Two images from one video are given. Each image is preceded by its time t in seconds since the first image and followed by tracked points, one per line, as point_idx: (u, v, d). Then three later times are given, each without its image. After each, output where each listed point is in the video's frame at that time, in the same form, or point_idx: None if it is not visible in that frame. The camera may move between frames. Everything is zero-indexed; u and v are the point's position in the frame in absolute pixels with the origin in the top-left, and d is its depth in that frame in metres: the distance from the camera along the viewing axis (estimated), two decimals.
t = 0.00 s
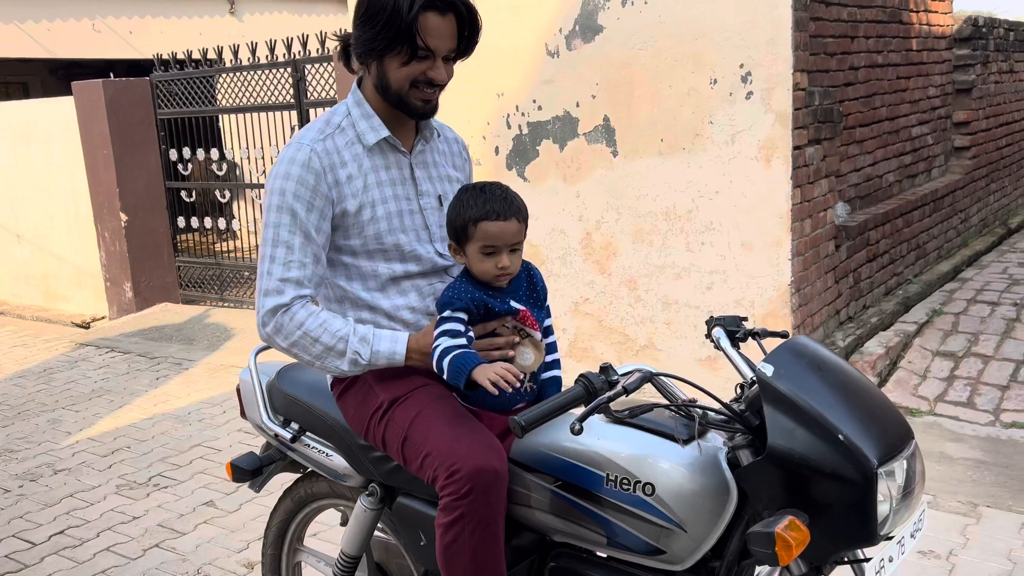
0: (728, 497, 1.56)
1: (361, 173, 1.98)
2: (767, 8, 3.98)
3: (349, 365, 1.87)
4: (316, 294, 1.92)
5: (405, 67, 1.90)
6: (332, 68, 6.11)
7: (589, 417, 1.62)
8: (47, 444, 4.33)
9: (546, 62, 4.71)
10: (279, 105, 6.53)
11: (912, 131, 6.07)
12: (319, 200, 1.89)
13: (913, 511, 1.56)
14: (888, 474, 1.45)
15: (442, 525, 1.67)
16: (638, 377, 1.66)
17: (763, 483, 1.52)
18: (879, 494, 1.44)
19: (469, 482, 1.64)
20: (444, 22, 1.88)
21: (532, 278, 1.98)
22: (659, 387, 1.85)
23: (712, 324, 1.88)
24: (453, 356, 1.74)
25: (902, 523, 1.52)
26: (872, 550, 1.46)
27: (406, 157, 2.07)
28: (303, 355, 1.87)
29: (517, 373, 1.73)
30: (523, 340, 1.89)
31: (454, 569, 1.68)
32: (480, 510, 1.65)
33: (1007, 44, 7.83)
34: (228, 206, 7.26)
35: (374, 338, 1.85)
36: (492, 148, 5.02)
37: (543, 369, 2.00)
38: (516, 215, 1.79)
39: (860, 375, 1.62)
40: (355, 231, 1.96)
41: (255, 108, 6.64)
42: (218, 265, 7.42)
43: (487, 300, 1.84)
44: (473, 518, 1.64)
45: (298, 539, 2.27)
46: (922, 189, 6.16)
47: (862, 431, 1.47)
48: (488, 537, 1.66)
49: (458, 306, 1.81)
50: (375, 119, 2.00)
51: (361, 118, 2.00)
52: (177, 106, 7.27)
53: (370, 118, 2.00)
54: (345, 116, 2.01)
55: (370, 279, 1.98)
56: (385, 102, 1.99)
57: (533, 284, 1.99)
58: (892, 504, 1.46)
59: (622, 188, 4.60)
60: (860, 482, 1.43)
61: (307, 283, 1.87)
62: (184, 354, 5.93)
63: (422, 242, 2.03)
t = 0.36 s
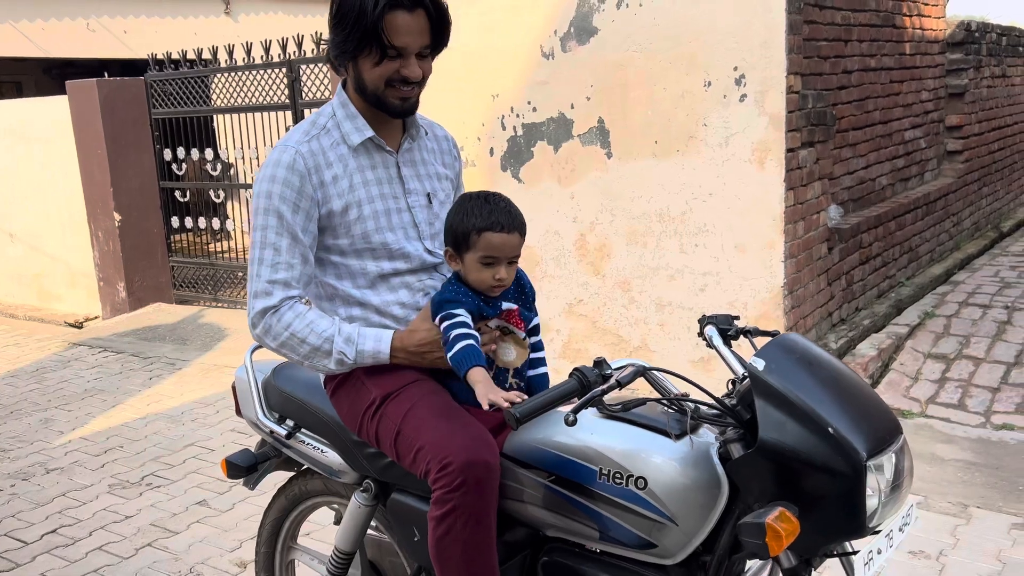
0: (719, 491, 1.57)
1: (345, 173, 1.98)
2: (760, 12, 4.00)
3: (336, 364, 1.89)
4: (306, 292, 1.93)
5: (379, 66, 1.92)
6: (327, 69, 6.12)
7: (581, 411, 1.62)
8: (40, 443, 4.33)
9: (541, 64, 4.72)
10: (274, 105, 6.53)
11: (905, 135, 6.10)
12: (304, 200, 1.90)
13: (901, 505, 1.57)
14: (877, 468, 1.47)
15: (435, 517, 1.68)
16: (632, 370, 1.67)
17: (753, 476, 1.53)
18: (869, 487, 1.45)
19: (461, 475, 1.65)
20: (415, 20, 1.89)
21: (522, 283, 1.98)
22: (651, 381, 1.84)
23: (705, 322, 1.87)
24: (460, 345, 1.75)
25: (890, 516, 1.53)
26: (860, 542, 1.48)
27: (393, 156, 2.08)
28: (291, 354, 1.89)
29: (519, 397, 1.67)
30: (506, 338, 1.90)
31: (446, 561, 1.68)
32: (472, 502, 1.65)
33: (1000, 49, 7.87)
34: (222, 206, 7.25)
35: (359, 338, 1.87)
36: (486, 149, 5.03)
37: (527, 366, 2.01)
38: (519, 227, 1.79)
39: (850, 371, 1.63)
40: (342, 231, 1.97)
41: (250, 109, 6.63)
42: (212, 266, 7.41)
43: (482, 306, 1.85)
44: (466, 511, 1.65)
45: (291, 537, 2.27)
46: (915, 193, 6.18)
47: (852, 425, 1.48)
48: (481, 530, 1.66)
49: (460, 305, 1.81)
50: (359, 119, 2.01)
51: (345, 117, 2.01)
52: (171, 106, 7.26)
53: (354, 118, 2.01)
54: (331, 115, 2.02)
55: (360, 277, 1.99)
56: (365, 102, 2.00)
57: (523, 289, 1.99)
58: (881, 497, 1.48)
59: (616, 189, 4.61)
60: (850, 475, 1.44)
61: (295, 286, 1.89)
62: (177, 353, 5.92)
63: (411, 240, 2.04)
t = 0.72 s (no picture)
0: (707, 495, 1.58)
1: (348, 177, 1.99)
2: (753, 21, 4.02)
3: (339, 372, 1.91)
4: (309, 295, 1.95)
5: (377, 73, 1.93)
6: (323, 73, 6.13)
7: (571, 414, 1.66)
8: (31, 446, 4.32)
9: (536, 70, 4.74)
10: (269, 109, 6.54)
11: (897, 143, 6.14)
12: (307, 204, 1.91)
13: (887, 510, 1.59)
14: (863, 472, 1.48)
15: (430, 519, 1.69)
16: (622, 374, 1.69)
17: (741, 480, 1.55)
18: (854, 492, 1.47)
19: (458, 476, 1.66)
20: (413, 27, 1.90)
21: (526, 292, 1.99)
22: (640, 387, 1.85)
23: (694, 328, 1.88)
24: (467, 359, 1.73)
25: (876, 521, 1.55)
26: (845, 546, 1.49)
27: (392, 162, 2.09)
28: (296, 362, 1.92)
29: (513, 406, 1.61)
30: (512, 356, 1.90)
31: (440, 562, 1.69)
32: (468, 504, 1.66)
33: (992, 58, 7.92)
34: (217, 210, 7.25)
35: (363, 348, 1.88)
36: (481, 155, 5.05)
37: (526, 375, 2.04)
38: (513, 225, 1.81)
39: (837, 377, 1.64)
40: (344, 235, 1.98)
41: (245, 113, 6.64)
42: (206, 269, 7.41)
43: (492, 320, 1.84)
44: (460, 512, 1.66)
45: (282, 541, 2.28)
46: (907, 201, 6.22)
47: (838, 430, 1.50)
48: (475, 531, 1.67)
49: (472, 318, 1.80)
50: (360, 124, 2.03)
51: (347, 122, 2.02)
52: (166, 110, 7.27)
53: (356, 124, 2.02)
54: (332, 120, 2.04)
55: (358, 281, 2.00)
56: (364, 107, 2.01)
57: (527, 296, 2.00)
58: (867, 502, 1.49)
59: (610, 196, 4.63)
60: (835, 480, 1.46)
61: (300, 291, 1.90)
62: (170, 357, 5.91)
63: (411, 245, 2.06)
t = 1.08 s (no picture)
0: (701, 502, 1.58)
1: (349, 184, 2.00)
2: (752, 32, 4.04)
3: (333, 379, 1.91)
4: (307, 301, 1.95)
5: (382, 82, 1.94)
6: (322, 80, 6.15)
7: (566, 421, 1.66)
8: (26, 451, 4.31)
9: (534, 79, 4.76)
10: (269, 116, 6.55)
11: (895, 155, 6.16)
12: (306, 210, 1.92)
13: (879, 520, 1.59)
14: (856, 481, 1.48)
15: (421, 525, 1.69)
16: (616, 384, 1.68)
17: (734, 487, 1.55)
18: (848, 501, 1.47)
19: (449, 483, 1.66)
20: (420, 39, 1.91)
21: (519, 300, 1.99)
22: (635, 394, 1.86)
23: (690, 337, 1.89)
24: (466, 358, 1.73)
25: (868, 531, 1.55)
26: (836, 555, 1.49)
27: (395, 170, 2.10)
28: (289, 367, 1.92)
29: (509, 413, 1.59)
30: (507, 365, 1.91)
31: (432, 568, 1.69)
32: (459, 510, 1.66)
33: (990, 71, 7.96)
34: (215, 215, 7.25)
35: (356, 356, 1.88)
36: (479, 162, 5.06)
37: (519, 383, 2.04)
38: (506, 232, 1.81)
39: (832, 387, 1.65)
40: (344, 242, 1.99)
41: (244, 119, 6.65)
42: (204, 275, 7.41)
43: (486, 325, 1.85)
44: (451, 519, 1.66)
45: (277, 548, 2.27)
46: (904, 212, 6.24)
47: (831, 439, 1.50)
48: (466, 538, 1.68)
49: (466, 322, 1.80)
50: (363, 132, 2.04)
51: (350, 129, 2.03)
52: (166, 115, 7.29)
53: (359, 131, 2.03)
54: (336, 127, 2.05)
55: (356, 288, 2.01)
56: (369, 116, 2.03)
57: (520, 304, 2.00)
58: (860, 511, 1.50)
59: (607, 204, 4.64)
60: (828, 489, 1.46)
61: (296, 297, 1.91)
62: (167, 362, 5.91)
63: (411, 253, 2.06)
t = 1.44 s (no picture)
0: (705, 514, 1.57)
1: (359, 192, 2.01)
2: (757, 42, 4.05)
3: (330, 382, 1.91)
4: (309, 307, 1.95)
5: (392, 91, 1.95)
6: (328, 88, 6.16)
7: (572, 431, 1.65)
8: (27, 455, 4.31)
9: (539, 88, 4.77)
10: (274, 123, 6.57)
11: (899, 167, 6.16)
12: (314, 217, 1.92)
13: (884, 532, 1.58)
14: (862, 493, 1.48)
15: (423, 533, 1.68)
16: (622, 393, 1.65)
17: (740, 498, 1.54)
18: (852, 513, 1.46)
19: (452, 491, 1.65)
20: (430, 48, 1.91)
21: (520, 308, 1.99)
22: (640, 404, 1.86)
23: (696, 347, 1.88)
24: (472, 362, 1.71)
25: (873, 544, 1.54)
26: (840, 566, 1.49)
27: (404, 177, 2.10)
28: (290, 370, 1.92)
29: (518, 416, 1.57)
30: (510, 372, 1.88)
31: None
32: (461, 519, 1.66)
33: (994, 83, 7.96)
34: (218, 222, 7.27)
35: (352, 359, 1.87)
36: (483, 171, 5.07)
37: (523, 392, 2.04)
38: (506, 232, 1.81)
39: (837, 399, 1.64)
40: (352, 249, 1.99)
41: (249, 126, 6.67)
42: (207, 281, 7.42)
43: (489, 328, 1.83)
44: (454, 528, 1.65)
45: (279, 555, 2.27)
46: (909, 224, 6.23)
47: (837, 451, 1.50)
48: (469, 547, 1.67)
49: (470, 325, 1.79)
50: (373, 139, 2.04)
51: (359, 136, 2.04)
52: (171, 121, 7.30)
53: (368, 138, 2.04)
54: (345, 134, 2.06)
55: (362, 295, 2.01)
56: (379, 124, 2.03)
57: (520, 311, 2.00)
58: (866, 524, 1.49)
59: (611, 214, 4.65)
60: (834, 501, 1.45)
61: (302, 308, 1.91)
62: (170, 368, 5.91)
63: (419, 261, 2.06)
